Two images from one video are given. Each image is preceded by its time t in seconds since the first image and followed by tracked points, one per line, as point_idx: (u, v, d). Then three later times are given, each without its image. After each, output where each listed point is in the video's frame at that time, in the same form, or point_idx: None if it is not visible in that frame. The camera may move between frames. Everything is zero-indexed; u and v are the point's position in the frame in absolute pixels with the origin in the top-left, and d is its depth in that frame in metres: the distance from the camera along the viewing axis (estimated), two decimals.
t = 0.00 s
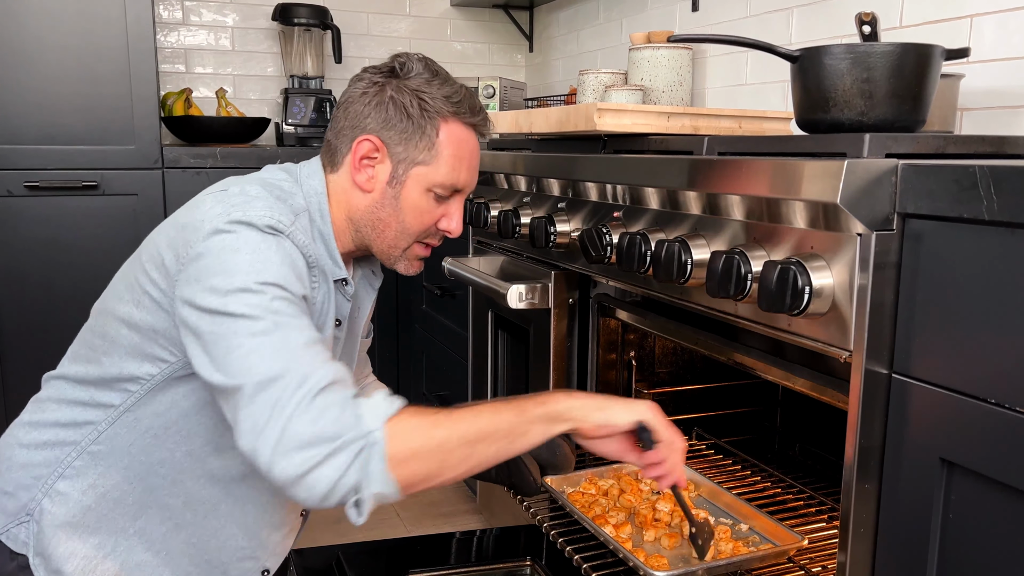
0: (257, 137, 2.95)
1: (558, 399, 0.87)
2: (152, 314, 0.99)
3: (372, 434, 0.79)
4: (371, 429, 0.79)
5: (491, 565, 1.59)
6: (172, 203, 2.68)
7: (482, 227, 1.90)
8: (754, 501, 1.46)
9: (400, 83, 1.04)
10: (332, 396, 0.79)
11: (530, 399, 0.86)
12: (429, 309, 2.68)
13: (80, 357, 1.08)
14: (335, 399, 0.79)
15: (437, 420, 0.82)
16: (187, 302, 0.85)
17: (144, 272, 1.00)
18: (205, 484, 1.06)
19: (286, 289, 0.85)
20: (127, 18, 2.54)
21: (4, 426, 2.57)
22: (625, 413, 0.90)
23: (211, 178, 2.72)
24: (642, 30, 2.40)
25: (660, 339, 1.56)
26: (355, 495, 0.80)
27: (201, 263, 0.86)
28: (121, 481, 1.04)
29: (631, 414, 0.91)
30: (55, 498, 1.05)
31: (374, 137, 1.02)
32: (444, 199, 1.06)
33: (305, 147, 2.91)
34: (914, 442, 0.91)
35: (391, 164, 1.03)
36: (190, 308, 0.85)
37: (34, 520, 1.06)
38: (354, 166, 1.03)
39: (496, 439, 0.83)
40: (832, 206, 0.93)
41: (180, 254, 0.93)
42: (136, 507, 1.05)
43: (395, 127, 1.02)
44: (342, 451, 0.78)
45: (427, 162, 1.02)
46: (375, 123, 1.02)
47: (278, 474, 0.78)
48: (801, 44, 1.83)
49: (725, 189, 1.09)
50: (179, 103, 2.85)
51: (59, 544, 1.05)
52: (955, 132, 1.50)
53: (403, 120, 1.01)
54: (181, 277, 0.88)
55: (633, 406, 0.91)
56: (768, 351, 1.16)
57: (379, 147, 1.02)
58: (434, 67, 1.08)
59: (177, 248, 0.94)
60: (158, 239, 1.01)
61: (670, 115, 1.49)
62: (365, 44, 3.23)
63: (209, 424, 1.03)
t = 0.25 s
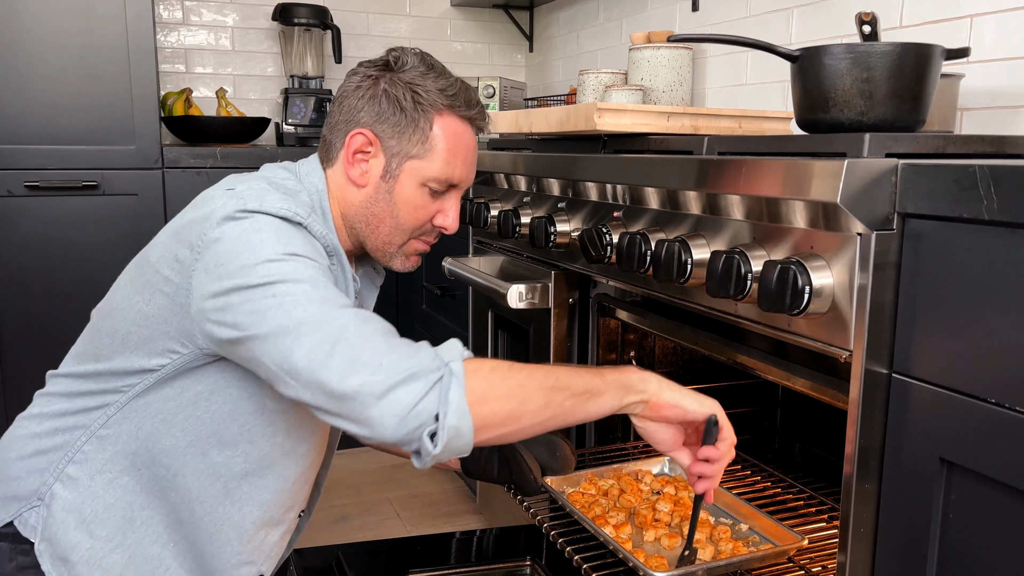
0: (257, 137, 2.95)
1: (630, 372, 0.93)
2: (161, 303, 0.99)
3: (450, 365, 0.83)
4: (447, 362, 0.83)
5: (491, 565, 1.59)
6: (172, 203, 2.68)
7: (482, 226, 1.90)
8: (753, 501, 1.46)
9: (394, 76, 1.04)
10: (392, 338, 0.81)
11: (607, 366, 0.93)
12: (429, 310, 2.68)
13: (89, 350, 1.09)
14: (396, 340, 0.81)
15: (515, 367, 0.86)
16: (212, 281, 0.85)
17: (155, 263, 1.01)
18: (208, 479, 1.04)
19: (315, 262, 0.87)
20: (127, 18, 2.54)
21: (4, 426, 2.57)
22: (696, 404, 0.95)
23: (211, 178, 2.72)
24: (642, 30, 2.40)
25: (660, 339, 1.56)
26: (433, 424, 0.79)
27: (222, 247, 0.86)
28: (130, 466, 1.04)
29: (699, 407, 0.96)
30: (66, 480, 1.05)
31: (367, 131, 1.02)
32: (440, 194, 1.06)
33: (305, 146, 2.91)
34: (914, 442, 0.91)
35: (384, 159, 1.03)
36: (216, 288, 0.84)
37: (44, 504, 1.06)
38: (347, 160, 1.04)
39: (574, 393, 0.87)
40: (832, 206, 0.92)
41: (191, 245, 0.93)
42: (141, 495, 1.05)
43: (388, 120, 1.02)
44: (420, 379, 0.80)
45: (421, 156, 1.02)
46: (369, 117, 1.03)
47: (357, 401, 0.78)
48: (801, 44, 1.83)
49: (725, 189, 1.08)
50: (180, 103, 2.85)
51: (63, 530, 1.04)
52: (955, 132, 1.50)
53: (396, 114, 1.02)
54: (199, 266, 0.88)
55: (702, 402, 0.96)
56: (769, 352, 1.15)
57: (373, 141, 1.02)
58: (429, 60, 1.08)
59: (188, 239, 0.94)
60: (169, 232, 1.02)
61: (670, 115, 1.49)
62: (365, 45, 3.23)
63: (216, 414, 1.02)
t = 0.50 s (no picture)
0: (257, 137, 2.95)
1: (643, 417, 0.92)
2: (167, 303, 0.99)
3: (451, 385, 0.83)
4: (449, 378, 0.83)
5: (491, 565, 1.59)
6: (172, 204, 2.68)
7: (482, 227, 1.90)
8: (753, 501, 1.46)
9: (399, 74, 1.05)
10: (394, 348, 0.81)
11: (619, 406, 0.92)
12: (429, 310, 2.68)
13: (95, 348, 1.09)
14: (399, 351, 0.81)
15: (521, 396, 0.85)
16: (219, 284, 0.86)
17: (161, 263, 1.00)
18: (214, 480, 1.05)
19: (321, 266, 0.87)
20: (127, 18, 2.54)
21: (5, 426, 2.57)
22: (697, 466, 0.94)
23: (211, 178, 2.72)
24: (642, 30, 2.40)
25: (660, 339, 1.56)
26: (428, 442, 0.80)
27: (228, 248, 0.87)
28: (136, 467, 1.04)
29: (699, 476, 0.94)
30: (70, 480, 1.05)
31: (374, 129, 1.02)
32: (446, 192, 1.06)
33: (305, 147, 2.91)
34: (914, 443, 0.91)
35: (391, 157, 1.03)
36: (224, 291, 0.85)
37: (48, 502, 1.06)
38: (354, 159, 1.04)
39: (578, 430, 0.86)
40: (832, 207, 0.92)
41: (198, 243, 0.93)
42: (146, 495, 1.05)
43: (394, 119, 1.02)
44: (419, 394, 0.80)
45: (428, 154, 1.02)
46: (375, 115, 1.03)
47: (355, 413, 0.78)
48: (800, 44, 1.83)
49: (725, 190, 1.08)
50: (180, 103, 2.85)
51: (67, 530, 1.04)
52: (955, 132, 1.50)
53: (402, 112, 1.02)
54: (208, 266, 0.89)
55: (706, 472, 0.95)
56: (769, 352, 1.15)
57: (380, 139, 1.02)
58: (432, 58, 1.09)
59: (195, 237, 0.94)
60: (175, 231, 1.02)
61: (670, 115, 1.49)
62: (365, 45, 3.23)
63: (224, 415, 1.02)
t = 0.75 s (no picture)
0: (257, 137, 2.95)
1: (616, 440, 0.97)
2: (165, 308, 0.99)
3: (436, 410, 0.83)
4: (436, 406, 0.84)
5: (491, 566, 1.59)
6: (172, 204, 2.68)
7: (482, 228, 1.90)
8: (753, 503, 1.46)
9: (408, 81, 1.05)
10: (384, 372, 0.82)
11: (594, 430, 0.96)
12: (429, 310, 2.68)
13: (94, 352, 1.09)
14: (389, 375, 0.82)
15: (503, 420, 0.88)
16: (217, 288, 0.87)
17: (161, 267, 1.00)
18: (216, 484, 1.06)
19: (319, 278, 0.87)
20: (127, 19, 2.54)
21: (4, 426, 2.57)
22: (662, 483, 0.99)
23: (211, 179, 2.72)
24: (642, 31, 2.40)
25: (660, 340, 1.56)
26: (413, 469, 0.80)
27: (228, 256, 0.87)
28: (135, 471, 1.05)
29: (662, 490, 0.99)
30: (69, 485, 1.05)
31: (384, 136, 1.02)
32: (452, 196, 1.09)
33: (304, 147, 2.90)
34: (914, 444, 0.91)
35: (400, 164, 1.04)
36: (221, 297, 0.86)
37: (46, 507, 1.05)
38: (363, 165, 1.04)
39: (555, 455, 0.90)
40: (831, 208, 0.92)
41: (197, 248, 0.94)
42: (146, 500, 1.06)
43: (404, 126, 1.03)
44: (406, 420, 0.81)
45: (437, 161, 1.04)
46: (385, 122, 1.03)
47: (340, 437, 0.78)
48: (800, 45, 1.83)
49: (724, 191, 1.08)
50: (179, 104, 2.85)
51: (66, 534, 1.04)
52: (955, 133, 1.50)
53: (413, 119, 1.02)
54: (205, 271, 0.89)
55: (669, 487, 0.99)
56: (768, 353, 1.15)
57: (390, 146, 1.03)
58: (439, 63, 1.09)
59: (194, 241, 0.95)
60: (173, 236, 1.02)
61: (670, 116, 1.49)
62: (365, 45, 3.23)
63: (223, 421, 1.03)
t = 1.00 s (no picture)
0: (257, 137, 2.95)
1: (597, 447, 0.98)
2: (165, 311, 0.99)
3: (432, 423, 0.84)
4: (432, 419, 0.84)
5: (492, 565, 1.59)
6: (172, 203, 2.68)
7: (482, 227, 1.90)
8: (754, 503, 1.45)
9: (418, 87, 1.06)
10: (382, 385, 0.82)
11: (576, 437, 0.97)
12: (430, 310, 2.68)
13: (94, 353, 1.09)
14: (386, 389, 0.82)
15: (494, 429, 0.89)
16: (219, 292, 0.87)
17: (161, 270, 1.00)
18: (215, 488, 1.06)
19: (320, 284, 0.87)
20: (127, 19, 2.54)
21: (5, 426, 2.57)
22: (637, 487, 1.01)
23: (212, 179, 2.71)
24: (643, 31, 2.40)
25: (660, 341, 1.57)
26: (409, 483, 0.81)
27: (229, 260, 0.87)
28: (134, 475, 1.05)
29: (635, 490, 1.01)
30: (68, 488, 1.05)
31: (395, 142, 1.03)
32: (457, 201, 1.11)
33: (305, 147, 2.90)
34: (915, 444, 0.91)
35: (410, 169, 1.05)
36: (223, 300, 0.86)
37: (44, 509, 1.05)
38: (373, 170, 1.05)
39: (542, 464, 0.91)
40: (833, 208, 0.92)
41: (200, 250, 0.94)
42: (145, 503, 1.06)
43: (415, 132, 1.03)
44: (403, 434, 0.81)
45: (446, 166, 1.06)
46: (396, 128, 1.04)
47: (337, 450, 0.79)
48: (801, 45, 1.83)
49: (726, 191, 1.08)
50: (180, 103, 2.85)
51: (65, 537, 1.04)
52: (955, 133, 1.50)
53: (424, 125, 1.03)
54: (208, 274, 0.89)
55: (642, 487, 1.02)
56: (768, 353, 1.16)
57: (400, 152, 1.04)
58: (445, 69, 1.10)
59: (196, 243, 0.95)
60: (174, 238, 1.02)
61: (670, 115, 1.49)
62: (365, 45, 3.23)
63: (222, 425, 1.03)
